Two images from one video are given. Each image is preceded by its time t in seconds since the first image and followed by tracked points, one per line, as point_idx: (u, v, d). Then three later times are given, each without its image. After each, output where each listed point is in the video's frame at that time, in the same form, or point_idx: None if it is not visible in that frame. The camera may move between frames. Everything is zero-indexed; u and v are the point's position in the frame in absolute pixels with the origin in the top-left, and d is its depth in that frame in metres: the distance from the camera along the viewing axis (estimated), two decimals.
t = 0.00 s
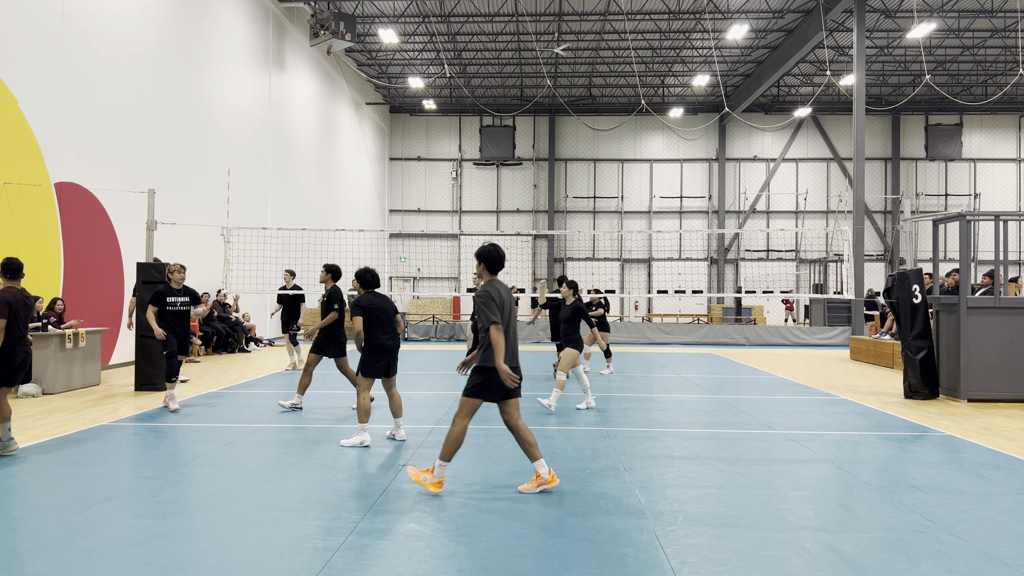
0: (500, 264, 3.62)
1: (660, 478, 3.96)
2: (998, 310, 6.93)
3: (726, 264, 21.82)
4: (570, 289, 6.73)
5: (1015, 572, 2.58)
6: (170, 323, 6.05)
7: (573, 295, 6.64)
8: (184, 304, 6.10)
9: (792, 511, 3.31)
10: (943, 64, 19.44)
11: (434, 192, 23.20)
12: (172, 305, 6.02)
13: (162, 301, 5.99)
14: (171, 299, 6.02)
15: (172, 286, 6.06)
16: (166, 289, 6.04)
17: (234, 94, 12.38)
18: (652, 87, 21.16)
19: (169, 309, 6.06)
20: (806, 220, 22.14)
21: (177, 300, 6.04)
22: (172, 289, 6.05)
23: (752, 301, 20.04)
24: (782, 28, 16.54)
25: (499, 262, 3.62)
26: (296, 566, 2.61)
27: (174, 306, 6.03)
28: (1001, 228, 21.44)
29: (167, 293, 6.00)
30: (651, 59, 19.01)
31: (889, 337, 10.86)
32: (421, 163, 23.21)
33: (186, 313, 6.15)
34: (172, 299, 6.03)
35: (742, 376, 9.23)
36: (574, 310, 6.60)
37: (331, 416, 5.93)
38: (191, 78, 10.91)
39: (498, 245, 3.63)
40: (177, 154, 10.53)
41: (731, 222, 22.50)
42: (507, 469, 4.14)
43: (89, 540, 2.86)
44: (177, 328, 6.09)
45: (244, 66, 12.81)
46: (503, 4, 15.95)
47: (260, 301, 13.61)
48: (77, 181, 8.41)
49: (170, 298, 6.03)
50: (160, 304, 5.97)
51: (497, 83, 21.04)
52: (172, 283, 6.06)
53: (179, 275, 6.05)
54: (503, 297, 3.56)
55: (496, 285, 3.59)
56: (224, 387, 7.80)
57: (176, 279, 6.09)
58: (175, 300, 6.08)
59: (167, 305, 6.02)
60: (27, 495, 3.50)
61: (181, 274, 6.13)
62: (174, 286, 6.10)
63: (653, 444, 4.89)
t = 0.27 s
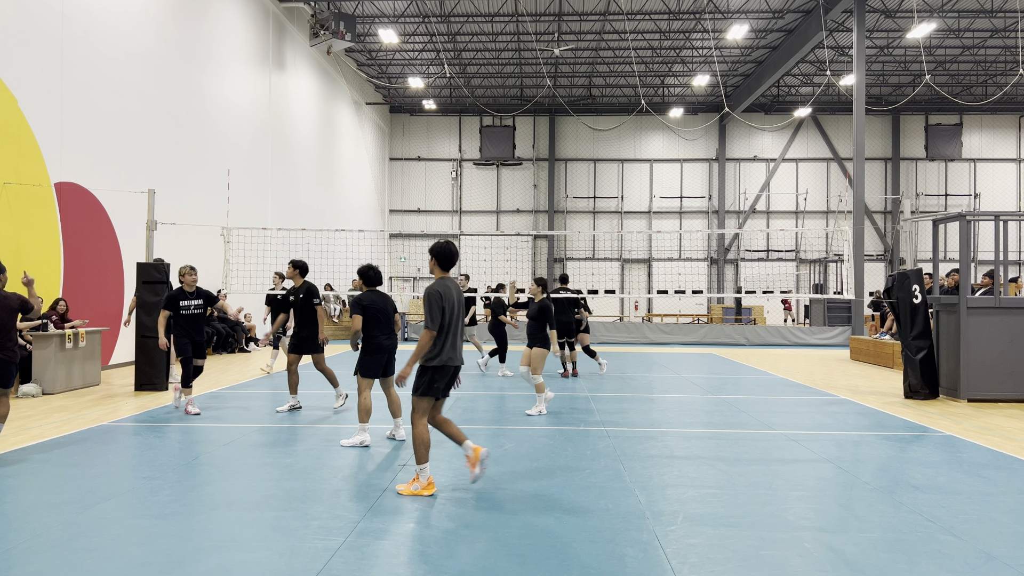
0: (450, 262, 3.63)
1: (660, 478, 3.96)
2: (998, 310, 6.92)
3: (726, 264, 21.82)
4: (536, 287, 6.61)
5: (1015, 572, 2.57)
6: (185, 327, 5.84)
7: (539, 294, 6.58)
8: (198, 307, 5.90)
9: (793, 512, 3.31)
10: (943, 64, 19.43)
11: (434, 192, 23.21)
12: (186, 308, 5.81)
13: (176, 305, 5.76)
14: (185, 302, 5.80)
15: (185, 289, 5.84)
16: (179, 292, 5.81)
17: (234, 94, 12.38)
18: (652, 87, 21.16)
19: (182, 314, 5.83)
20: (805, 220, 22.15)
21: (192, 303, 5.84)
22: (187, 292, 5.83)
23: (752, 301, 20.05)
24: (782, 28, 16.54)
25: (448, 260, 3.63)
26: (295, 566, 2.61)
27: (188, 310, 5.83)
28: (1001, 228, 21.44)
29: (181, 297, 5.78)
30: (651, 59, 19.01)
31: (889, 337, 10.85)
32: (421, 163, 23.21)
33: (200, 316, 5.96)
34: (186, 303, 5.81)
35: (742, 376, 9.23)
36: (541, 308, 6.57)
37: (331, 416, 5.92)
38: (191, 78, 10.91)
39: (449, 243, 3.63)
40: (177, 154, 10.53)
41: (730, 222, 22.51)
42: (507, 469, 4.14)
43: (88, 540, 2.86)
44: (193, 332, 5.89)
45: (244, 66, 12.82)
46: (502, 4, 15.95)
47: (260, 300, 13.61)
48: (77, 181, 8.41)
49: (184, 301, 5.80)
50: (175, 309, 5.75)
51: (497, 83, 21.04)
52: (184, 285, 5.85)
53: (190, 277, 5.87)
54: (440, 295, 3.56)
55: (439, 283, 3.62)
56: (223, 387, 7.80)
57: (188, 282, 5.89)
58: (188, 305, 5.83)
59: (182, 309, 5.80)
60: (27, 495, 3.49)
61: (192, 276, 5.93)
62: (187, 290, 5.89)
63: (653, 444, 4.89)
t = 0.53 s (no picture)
0: (408, 265, 3.70)
1: (660, 478, 3.97)
2: (997, 310, 6.93)
3: (726, 264, 21.83)
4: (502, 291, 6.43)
5: (1015, 573, 2.58)
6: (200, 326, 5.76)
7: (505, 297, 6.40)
8: (212, 306, 5.81)
9: (792, 512, 3.31)
10: (943, 64, 19.44)
11: (434, 192, 23.21)
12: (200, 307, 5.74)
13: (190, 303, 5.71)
14: (198, 300, 5.74)
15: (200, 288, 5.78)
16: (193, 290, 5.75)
17: (234, 94, 12.38)
18: (652, 87, 21.15)
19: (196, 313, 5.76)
20: (805, 220, 22.14)
21: (206, 301, 5.76)
22: (201, 291, 5.77)
23: (752, 301, 20.05)
24: (782, 28, 16.54)
25: (405, 262, 3.69)
26: (295, 566, 2.61)
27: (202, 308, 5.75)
28: (1001, 228, 21.44)
29: (195, 295, 5.72)
30: (651, 59, 19.01)
31: (889, 337, 10.86)
32: (421, 163, 23.21)
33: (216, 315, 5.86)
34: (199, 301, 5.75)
35: (742, 376, 9.23)
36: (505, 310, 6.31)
37: (330, 416, 5.92)
38: (191, 79, 10.91)
39: (406, 245, 3.70)
40: (177, 155, 10.53)
41: (730, 222, 22.51)
42: (507, 469, 4.14)
43: (87, 540, 2.86)
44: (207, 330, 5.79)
45: (244, 67, 12.82)
46: (503, 3, 15.95)
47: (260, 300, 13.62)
48: (78, 182, 8.41)
49: (198, 299, 5.75)
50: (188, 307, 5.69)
51: (497, 83, 21.04)
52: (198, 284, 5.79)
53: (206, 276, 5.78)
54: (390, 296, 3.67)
55: (395, 285, 3.72)
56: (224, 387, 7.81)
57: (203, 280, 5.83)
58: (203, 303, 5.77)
59: (196, 307, 5.74)
60: (26, 495, 3.49)
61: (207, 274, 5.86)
62: (202, 287, 5.81)
63: (653, 444, 4.90)
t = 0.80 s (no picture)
0: (377, 262, 3.99)
1: (660, 478, 3.97)
2: (998, 310, 6.93)
3: (726, 264, 21.84)
4: (467, 287, 6.10)
5: (1015, 573, 2.58)
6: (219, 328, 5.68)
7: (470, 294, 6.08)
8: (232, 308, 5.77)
9: (792, 512, 3.31)
10: (943, 64, 19.44)
11: (434, 192, 23.21)
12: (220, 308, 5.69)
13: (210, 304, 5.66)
14: (219, 302, 5.70)
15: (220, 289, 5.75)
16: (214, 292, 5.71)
17: (234, 94, 12.38)
18: (652, 87, 21.15)
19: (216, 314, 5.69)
20: (806, 220, 22.14)
21: (227, 302, 5.72)
22: (221, 291, 5.74)
23: (752, 301, 20.05)
24: (782, 28, 16.54)
25: (374, 260, 3.99)
26: (296, 566, 2.61)
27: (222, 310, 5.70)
28: (1001, 228, 21.43)
29: (216, 296, 5.68)
30: (651, 59, 19.01)
31: (889, 337, 10.85)
32: (421, 163, 23.22)
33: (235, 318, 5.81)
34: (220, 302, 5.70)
35: (742, 376, 9.23)
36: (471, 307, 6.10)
37: (330, 416, 5.92)
38: (191, 79, 10.92)
39: (376, 244, 4.01)
40: (177, 154, 10.53)
41: (730, 222, 22.51)
42: (507, 469, 4.14)
43: (88, 540, 2.86)
44: (226, 332, 5.72)
45: (244, 66, 12.82)
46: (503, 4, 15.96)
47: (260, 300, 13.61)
48: (77, 181, 8.41)
49: (218, 300, 5.70)
50: (208, 307, 5.64)
51: (497, 83, 21.04)
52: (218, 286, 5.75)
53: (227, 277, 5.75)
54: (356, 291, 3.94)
55: (362, 281, 4.00)
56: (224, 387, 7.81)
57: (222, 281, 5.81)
58: (223, 304, 5.72)
59: (216, 308, 5.69)
60: (25, 495, 3.49)
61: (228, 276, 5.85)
62: (223, 289, 5.80)
63: (653, 444, 4.90)
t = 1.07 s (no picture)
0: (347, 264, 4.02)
1: (660, 478, 3.97)
2: (998, 310, 6.93)
3: (726, 264, 21.83)
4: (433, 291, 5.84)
5: (1015, 573, 2.57)
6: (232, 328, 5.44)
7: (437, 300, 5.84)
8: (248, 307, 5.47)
9: (792, 512, 3.31)
10: (943, 64, 19.43)
11: (434, 192, 23.21)
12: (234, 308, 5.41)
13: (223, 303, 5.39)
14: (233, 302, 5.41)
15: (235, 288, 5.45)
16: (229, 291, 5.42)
17: (234, 94, 12.38)
18: (652, 87, 21.15)
19: (230, 314, 5.43)
20: (806, 220, 22.13)
21: (240, 303, 5.43)
22: (234, 291, 5.44)
23: (752, 301, 20.04)
24: (782, 28, 16.54)
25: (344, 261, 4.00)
26: (296, 566, 2.61)
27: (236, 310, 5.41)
28: (1001, 228, 21.43)
29: (228, 296, 5.38)
30: (651, 59, 19.00)
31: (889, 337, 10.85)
32: (421, 163, 23.22)
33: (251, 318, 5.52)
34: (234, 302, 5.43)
35: (742, 376, 9.23)
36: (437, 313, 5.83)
37: (330, 416, 5.92)
38: (191, 79, 10.92)
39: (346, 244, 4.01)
40: (177, 154, 10.53)
41: (730, 222, 22.51)
42: (507, 469, 4.14)
43: (88, 540, 2.86)
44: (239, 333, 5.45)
45: (244, 66, 12.82)
46: (502, 4, 15.96)
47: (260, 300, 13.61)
48: (77, 181, 8.41)
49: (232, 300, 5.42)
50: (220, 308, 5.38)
51: (497, 83, 21.04)
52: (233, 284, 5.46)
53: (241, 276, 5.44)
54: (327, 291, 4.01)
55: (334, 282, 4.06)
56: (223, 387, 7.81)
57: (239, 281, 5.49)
58: (237, 304, 5.44)
59: (230, 309, 5.42)
60: (24, 495, 3.49)
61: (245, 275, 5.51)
62: (235, 288, 5.48)
63: (653, 444, 4.89)
